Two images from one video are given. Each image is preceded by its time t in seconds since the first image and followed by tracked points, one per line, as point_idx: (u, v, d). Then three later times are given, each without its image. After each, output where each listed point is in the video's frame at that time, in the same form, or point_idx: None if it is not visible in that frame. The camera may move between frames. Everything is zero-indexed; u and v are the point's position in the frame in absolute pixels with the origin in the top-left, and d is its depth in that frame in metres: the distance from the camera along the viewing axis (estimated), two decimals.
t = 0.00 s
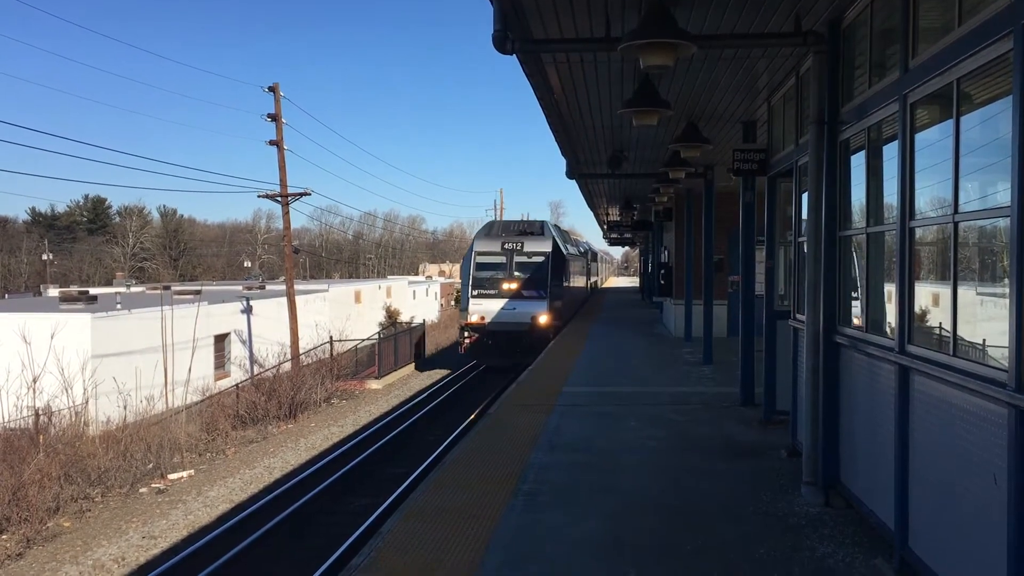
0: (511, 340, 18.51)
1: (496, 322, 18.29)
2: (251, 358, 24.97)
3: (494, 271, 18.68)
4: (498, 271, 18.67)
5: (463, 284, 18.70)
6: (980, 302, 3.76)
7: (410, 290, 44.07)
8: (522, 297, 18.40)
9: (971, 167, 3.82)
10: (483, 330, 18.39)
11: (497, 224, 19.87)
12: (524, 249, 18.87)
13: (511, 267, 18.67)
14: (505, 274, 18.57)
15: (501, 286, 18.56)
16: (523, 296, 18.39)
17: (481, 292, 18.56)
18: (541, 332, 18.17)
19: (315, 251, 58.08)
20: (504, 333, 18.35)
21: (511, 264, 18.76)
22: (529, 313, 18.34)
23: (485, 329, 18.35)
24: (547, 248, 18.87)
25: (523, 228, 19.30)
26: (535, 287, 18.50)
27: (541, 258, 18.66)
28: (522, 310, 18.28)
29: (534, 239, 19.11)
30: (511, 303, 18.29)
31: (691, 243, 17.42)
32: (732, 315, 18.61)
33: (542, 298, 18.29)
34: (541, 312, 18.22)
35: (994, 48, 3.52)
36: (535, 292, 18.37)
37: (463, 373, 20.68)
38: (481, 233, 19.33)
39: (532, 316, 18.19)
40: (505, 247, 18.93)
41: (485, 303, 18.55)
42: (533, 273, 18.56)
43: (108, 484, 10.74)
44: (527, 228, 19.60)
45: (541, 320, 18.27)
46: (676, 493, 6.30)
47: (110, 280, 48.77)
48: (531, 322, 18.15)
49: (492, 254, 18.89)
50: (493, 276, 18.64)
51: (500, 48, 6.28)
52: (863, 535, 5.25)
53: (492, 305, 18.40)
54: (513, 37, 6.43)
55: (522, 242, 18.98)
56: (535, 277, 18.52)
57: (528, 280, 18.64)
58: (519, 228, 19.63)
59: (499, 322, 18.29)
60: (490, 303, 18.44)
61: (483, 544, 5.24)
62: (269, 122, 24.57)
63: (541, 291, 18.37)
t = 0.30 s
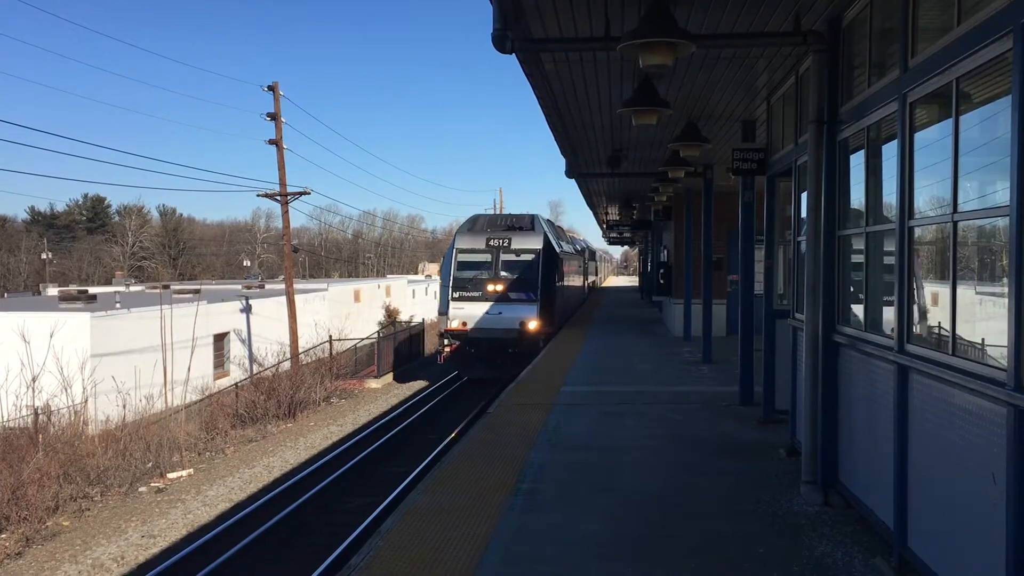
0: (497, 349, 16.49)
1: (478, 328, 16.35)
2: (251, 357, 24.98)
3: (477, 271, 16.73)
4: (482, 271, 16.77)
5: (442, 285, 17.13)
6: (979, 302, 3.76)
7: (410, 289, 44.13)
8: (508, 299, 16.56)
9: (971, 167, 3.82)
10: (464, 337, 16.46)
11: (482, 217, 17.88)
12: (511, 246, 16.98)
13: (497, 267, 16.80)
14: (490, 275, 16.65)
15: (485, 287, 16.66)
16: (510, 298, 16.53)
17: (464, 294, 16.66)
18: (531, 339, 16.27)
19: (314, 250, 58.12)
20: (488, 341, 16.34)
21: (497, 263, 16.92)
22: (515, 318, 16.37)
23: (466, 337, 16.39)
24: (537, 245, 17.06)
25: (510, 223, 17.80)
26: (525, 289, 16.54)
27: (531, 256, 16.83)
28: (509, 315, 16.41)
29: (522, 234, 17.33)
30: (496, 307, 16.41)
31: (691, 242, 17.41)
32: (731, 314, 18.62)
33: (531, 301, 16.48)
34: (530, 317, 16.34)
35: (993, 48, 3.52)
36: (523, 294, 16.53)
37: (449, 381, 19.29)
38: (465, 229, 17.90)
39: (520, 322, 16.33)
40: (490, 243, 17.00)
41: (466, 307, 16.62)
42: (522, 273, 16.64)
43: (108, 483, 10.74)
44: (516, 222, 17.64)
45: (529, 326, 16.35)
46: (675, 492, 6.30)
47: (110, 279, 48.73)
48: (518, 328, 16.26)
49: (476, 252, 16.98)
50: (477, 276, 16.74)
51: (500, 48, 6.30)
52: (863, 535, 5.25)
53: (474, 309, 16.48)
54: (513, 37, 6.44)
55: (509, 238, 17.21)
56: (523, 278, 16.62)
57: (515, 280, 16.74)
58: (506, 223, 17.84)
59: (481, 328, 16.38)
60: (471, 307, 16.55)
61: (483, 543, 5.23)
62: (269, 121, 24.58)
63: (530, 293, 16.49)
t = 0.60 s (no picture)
0: (477, 360, 15.07)
1: (458, 337, 14.79)
2: (250, 357, 24.99)
3: (457, 273, 15.28)
4: (461, 272, 15.34)
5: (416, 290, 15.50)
6: (978, 302, 3.77)
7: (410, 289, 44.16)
8: (490, 306, 15.05)
9: (969, 168, 3.83)
10: (440, 347, 14.90)
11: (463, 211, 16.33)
12: (494, 244, 15.55)
13: (478, 269, 15.31)
14: (471, 278, 15.22)
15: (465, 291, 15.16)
16: (492, 303, 15.08)
17: (440, 299, 15.16)
18: (516, 349, 14.78)
19: (314, 250, 58.11)
20: (467, 352, 14.90)
21: (479, 263, 15.44)
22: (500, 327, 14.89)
23: (443, 347, 14.87)
24: (523, 243, 15.61)
25: (493, 218, 16.21)
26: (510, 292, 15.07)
27: (516, 257, 15.44)
28: (490, 323, 14.91)
29: (506, 231, 15.84)
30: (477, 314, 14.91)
31: (691, 243, 17.39)
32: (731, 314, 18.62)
33: (517, 307, 14.99)
34: (514, 325, 14.87)
35: (992, 48, 3.52)
36: (507, 299, 15.05)
37: (422, 395, 17.45)
38: (443, 223, 16.21)
39: (503, 330, 14.83)
40: (470, 241, 15.55)
41: (443, 315, 15.06)
42: (505, 276, 15.20)
43: (107, 484, 10.74)
44: (500, 218, 16.16)
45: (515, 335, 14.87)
46: (674, 492, 6.30)
47: (109, 280, 48.71)
48: (501, 338, 14.78)
49: (455, 251, 15.52)
50: (456, 278, 15.30)
51: (498, 48, 6.31)
52: (861, 535, 5.25)
53: (452, 316, 14.96)
54: (512, 37, 6.44)
55: (492, 236, 15.70)
56: (507, 280, 15.19)
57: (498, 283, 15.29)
58: (488, 218, 16.29)
59: (461, 338, 14.81)
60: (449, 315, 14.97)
61: (482, 543, 5.23)
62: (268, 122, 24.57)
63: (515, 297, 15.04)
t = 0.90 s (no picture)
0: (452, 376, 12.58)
1: (428, 350, 12.18)
2: (250, 357, 24.99)
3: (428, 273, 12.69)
4: (433, 272, 12.73)
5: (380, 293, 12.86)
6: (978, 301, 3.77)
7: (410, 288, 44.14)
8: (467, 312, 12.45)
9: (969, 166, 3.82)
10: (409, 361, 12.33)
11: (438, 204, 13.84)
12: (474, 239, 12.94)
13: (453, 268, 12.69)
14: (446, 280, 12.59)
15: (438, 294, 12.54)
16: (469, 307, 12.48)
17: (408, 303, 12.54)
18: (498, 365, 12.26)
19: (314, 250, 58.09)
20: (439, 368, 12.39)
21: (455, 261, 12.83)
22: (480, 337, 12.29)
23: (411, 362, 12.30)
24: (507, 238, 12.96)
25: (473, 210, 13.61)
26: (492, 295, 12.51)
27: (500, 254, 12.84)
28: (468, 333, 12.28)
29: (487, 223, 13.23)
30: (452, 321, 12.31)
31: (691, 242, 17.35)
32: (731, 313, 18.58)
33: (499, 313, 12.38)
34: (497, 335, 12.25)
35: (991, 46, 3.52)
36: (487, 303, 12.49)
37: (383, 419, 14.20)
38: (415, 217, 13.65)
39: (483, 341, 12.24)
40: (446, 235, 12.98)
41: (411, 323, 12.45)
42: (485, 277, 12.62)
43: (107, 484, 10.74)
44: (481, 210, 13.66)
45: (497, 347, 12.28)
46: (674, 492, 6.29)
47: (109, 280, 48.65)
48: (480, 350, 12.20)
49: (427, 247, 12.91)
50: (427, 279, 12.67)
51: (497, 47, 6.34)
52: (861, 534, 5.24)
53: (422, 324, 12.37)
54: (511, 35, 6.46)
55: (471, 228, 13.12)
56: (488, 282, 12.61)
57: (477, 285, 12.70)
58: (468, 210, 13.70)
59: (431, 350, 12.20)
60: (419, 323, 12.37)
61: (481, 542, 5.23)
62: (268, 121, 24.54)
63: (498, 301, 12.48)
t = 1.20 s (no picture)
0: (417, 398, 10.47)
1: (389, 366, 10.23)
2: (251, 355, 24.99)
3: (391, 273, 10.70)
4: (397, 271, 10.75)
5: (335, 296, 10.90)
6: (979, 297, 3.77)
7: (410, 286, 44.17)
8: (437, 319, 10.43)
9: (969, 164, 3.82)
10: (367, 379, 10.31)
11: (407, 189, 11.70)
12: (446, 233, 10.92)
13: (422, 267, 10.74)
14: (413, 281, 10.64)
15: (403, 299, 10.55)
16: (440, 313, 10.48)
17: (366, 308, 10.53)
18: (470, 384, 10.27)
19: (314, 248, 58.09)
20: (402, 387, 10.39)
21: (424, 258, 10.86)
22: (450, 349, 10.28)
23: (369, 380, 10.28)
24: (486, 230, 10.91)
25: (448, 198, 11.50)
26: (468, 298, 10.51)
27: (478, 249, 10.81)
28: (438, 345, 10.28)
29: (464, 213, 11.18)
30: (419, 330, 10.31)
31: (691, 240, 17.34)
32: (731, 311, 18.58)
33: (475, 321, 10.37)
34: (471, 347, 10.24)
35: (991, 43, 3.51)
36: (461, 310, 10.46)
37: (338, 445, 12.23)
38: (379, 205, 11.56)
39: (455, 354, 10.24)
40: (414, 227, 10.98)
41: (370, 332, 10.45)
42: (460, 277, 10.64)
43: (107, 482, 10.74)
44: (456, 198, 11.46)
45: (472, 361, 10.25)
46: (674, 489, 6.28)
47: (109, 278, 48.63)
48: (452, 364, 10.21)
49: (390, 242, 10.93)
50: (390, 279, 10.70)
51: (498, 44, 6.35)
52: (862, 531, 5.24)
53: (384, 333, 10.37)
54: (511, 32, 6.46)
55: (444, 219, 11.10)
56: (463, 283, 10.62)
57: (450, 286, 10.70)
58: (442, 197, 11.57)
59: (394, 366, 10.22)
60: (380, 333, 10.38)
61: (481, 541, 5.22)
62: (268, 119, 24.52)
63: (473, 307, 10.45)
